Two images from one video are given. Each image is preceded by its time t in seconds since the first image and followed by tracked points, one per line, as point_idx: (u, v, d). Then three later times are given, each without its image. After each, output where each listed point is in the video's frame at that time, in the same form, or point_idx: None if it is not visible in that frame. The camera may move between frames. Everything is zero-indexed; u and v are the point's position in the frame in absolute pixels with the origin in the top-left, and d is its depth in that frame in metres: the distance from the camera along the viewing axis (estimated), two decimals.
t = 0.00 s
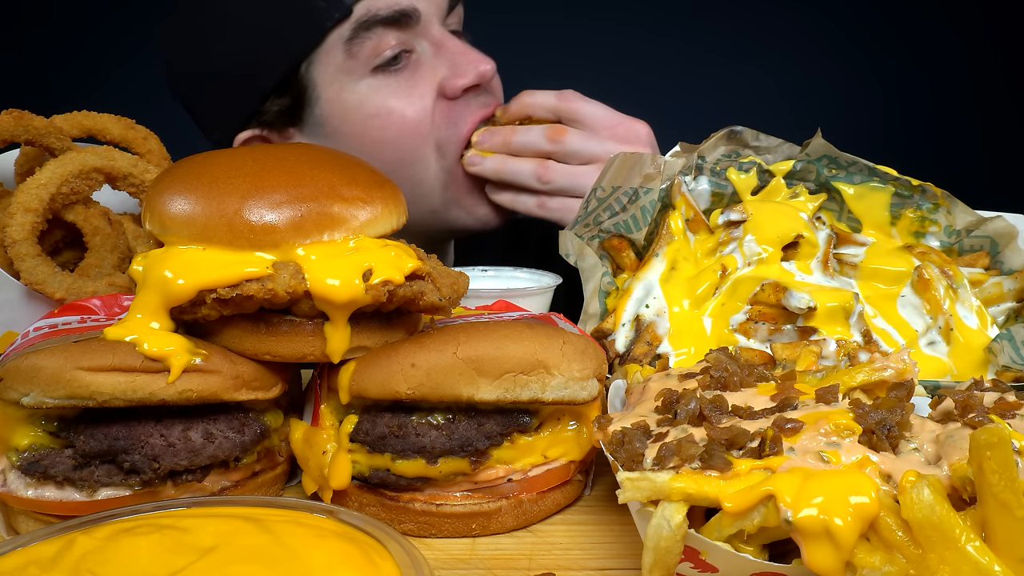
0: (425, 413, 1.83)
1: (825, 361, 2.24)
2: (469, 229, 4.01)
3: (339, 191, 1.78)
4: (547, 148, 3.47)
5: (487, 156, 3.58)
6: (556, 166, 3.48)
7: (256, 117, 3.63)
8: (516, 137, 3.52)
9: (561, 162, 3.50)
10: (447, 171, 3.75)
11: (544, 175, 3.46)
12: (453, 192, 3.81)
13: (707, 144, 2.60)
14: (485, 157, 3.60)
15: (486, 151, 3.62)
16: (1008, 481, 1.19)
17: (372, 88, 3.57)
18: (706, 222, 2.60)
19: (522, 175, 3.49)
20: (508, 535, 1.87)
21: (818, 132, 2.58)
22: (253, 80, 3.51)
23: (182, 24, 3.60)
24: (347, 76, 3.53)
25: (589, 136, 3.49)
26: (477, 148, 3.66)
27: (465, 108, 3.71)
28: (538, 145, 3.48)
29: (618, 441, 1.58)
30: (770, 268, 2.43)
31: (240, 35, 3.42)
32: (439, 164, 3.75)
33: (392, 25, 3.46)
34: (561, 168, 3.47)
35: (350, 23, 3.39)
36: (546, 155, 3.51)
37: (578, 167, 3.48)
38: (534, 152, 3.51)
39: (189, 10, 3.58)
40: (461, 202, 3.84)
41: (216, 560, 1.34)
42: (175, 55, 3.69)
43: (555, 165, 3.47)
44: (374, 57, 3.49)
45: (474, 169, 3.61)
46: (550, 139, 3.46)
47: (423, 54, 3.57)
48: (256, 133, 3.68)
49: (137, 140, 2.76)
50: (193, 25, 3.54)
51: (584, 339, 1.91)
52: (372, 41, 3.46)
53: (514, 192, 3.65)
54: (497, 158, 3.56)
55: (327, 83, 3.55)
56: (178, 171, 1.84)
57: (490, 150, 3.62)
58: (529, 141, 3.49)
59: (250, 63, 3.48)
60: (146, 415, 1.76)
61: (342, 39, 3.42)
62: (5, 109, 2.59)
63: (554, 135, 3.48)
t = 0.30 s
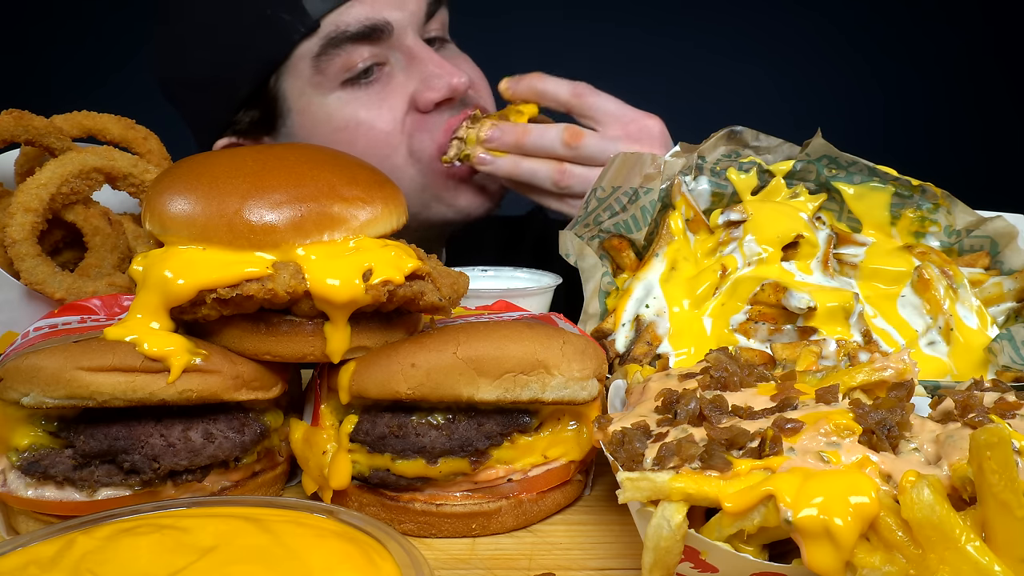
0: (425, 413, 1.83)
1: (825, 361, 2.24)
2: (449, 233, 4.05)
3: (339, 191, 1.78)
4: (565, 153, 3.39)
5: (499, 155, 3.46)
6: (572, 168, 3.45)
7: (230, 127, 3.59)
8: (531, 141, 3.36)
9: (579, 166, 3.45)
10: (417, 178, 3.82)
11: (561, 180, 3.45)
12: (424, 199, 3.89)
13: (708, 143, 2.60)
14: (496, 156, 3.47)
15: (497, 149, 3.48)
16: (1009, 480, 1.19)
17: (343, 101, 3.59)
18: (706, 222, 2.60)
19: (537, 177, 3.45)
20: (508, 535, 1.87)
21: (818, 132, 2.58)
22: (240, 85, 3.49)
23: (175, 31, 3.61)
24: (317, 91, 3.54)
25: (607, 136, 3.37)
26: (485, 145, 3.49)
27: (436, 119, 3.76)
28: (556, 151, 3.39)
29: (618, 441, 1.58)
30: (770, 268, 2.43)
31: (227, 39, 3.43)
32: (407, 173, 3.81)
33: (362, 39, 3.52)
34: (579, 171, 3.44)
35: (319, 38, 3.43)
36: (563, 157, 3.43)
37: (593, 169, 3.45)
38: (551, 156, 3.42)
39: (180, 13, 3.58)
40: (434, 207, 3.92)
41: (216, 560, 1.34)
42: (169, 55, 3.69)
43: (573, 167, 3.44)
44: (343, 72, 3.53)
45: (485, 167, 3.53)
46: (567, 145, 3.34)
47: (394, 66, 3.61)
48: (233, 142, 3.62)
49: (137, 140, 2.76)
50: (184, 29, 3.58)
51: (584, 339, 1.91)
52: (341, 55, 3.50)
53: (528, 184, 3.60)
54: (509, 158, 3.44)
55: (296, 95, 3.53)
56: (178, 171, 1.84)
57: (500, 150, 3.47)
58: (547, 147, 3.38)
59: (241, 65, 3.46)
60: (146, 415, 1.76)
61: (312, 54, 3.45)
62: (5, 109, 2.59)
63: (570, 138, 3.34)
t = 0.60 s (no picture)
0: (425, 413, 1.83)
1: (825, 361, 2.24)
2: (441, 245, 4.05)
3: (339, 191, 1.78)
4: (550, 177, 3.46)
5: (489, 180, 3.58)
6: (558, 190, 3.51)
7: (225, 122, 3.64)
8: (518, 164, 3.47)
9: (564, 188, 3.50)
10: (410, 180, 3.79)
11: (547, 202, 3.50)
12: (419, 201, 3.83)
13: (707, 143, 2.60)
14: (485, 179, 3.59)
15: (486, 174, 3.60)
16: (1009, 480, 1.19)
17: (333, 94, 3.58)
18: (706, 222, 2.60)
19: (525, 200, 3.53)
20: (508, 535, 1.87)
21: (818, 132, 2.58)
22: (233, 81, 3.51)
23: (174, 31, 3.60)
24: (308, 83, 3.53)
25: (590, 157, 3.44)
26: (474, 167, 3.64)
27: (431, 113, 3.71)
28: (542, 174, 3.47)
29: (618, 441, 1.58)
30: (770, 268, 2.43)
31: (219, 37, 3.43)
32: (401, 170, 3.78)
33: (351, 30, 3.46)
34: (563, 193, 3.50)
35: (307, 29, 3.39)
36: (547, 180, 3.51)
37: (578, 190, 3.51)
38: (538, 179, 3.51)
39: (179, 12, 3.56)
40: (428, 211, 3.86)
41: (216, 560, 1.34)
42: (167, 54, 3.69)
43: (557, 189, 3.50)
44: (333, 64, 3.49)
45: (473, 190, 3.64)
46: (552, 168, 3.42)
47: (386, 59, 3.57)
48: (229, 137, 3.68)
49: (138, 140, 2.76)
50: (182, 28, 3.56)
51: (584, 339, 1.91)
52: (331, 47, 3.46)
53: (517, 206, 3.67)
54: (498, 181, 3.55)
55: (289, 89, 3.53)
56: (178, 171, 1.83)
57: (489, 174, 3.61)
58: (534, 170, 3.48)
59: (234, 61, 3.47)
60: (146, 415, 1.76)
61: (300, 46, 3.42)
62: (5, 109, 2.59)
63: (555, 161, 3.42)
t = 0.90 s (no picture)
0: (425, 413, 1.83)
1: (825, 361, 2.24)
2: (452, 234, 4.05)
3: (339, 191, 1.78)
4: (543, 158, 3.42)
5: (486, 160, 3.51)
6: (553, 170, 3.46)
7: (239, 118, 3.70)
8: (514, 147, 3.43)
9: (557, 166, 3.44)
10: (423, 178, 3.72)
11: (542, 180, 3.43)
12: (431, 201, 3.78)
13: (707, 143, 2.60)
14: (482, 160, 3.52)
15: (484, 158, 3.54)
16: (1009, 481, 1.19)
17: (351, 94, 3.52)
18: (706, 222, 2.60)
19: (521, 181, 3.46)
20: (508, 535, 1.87)
21: (818, 132, 2.58)
22: (248, 78, 3.53)
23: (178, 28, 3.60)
24: (325, 81, 3.50)
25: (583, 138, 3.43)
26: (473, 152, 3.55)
27: (448, 117, 3.62)
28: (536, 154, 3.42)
29: (618, 441, 1.58)
30: (770, 268, 2.43)
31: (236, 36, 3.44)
32: (415, 172, 3.72)
33: (370, 31, 3.41)
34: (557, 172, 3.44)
35: (327, 28, 3.37)
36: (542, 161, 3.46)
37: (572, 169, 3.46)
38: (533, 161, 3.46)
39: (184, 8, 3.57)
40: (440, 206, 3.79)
41: (216, 560, 1.34)
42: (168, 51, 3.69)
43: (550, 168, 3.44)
44: (352, 63, 3.43)
45: (473, 173, 3.56)
46: (545, 150, 3.40)
47: (404, 61, 3.51)
48: (240, 133, 3.77)
49: (137, 140, 2.76)
50: (191, 24, 3.53)
51: (584, 339, 1.91)
52: (350, 46, 3.41)
53: (514, 190, 3.59)
54: (495, 163, 3.49)
55: (305, 86, 3.53)
56: (178, 171, 1.84)
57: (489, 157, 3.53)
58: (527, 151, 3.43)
59: (249, 58, 3.48)
60: (146, 415, 1.76)
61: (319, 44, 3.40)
62: (5, 109, 2.59)
63: (548, 144, 3.41)
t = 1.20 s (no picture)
0: (425, 413, 1.83)
1: (825, 361, 2.24)
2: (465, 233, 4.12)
3: (339, 191, 1.78)
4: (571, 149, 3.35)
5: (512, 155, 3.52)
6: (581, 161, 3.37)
7: (249, 107, 3.63)
8: (539, 141, 3.39)
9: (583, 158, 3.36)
10: (432, 172, 3.78)
11: (569, 171, 3.35)
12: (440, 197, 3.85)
13: (707, 143, 2.60)
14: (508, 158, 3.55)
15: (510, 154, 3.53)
16: (1009, 481, 1.19)
17: (361, 85, 3.56)
18: (706, 222, 2.60)
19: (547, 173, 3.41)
20: (508, 535, 1.87)
21: (818, 132, 2.58)
22: (258, 69, 3.52)
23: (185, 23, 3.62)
24: (336, 72, 3.51)
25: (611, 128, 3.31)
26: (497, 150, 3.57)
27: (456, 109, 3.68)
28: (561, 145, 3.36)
29: (618, 441, 1.58)
30: (770, 268, 2.43)
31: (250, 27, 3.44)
32: (423, 166, 3.77)
33: (382, 23, 3.44)
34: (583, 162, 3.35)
35: (339, 19, 3.37)
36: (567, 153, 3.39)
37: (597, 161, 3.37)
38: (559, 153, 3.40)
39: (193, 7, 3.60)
40: (450, 202, 3.84)
41: (216, 560, 1.34)
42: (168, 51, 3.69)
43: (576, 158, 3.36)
44: (362, 54, 3.47)
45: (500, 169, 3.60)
46: (572, 142, 3.32)
47: (414, 54, 3.55)
48: (251, 122, 3.67)
49: (137, 140, 2.76)
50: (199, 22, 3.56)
51: (584, 339, 1.91)
52: (361, 37, 3.45)
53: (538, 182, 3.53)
54: (521, 158, 3.50)
55: (316, 76, 3.52)
56: (178, 171, 1.83)
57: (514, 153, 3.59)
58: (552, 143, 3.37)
59: (263, 50, 3.48)
60: (146, 415, 1.76)
61: (330, 34, 3.40)
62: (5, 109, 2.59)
63: (576, 135, 3.32)
